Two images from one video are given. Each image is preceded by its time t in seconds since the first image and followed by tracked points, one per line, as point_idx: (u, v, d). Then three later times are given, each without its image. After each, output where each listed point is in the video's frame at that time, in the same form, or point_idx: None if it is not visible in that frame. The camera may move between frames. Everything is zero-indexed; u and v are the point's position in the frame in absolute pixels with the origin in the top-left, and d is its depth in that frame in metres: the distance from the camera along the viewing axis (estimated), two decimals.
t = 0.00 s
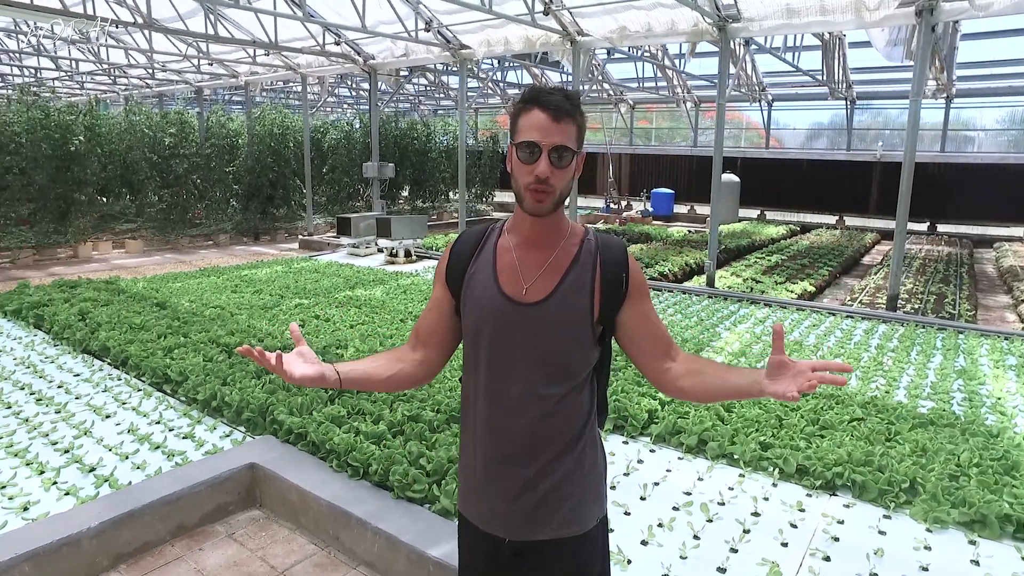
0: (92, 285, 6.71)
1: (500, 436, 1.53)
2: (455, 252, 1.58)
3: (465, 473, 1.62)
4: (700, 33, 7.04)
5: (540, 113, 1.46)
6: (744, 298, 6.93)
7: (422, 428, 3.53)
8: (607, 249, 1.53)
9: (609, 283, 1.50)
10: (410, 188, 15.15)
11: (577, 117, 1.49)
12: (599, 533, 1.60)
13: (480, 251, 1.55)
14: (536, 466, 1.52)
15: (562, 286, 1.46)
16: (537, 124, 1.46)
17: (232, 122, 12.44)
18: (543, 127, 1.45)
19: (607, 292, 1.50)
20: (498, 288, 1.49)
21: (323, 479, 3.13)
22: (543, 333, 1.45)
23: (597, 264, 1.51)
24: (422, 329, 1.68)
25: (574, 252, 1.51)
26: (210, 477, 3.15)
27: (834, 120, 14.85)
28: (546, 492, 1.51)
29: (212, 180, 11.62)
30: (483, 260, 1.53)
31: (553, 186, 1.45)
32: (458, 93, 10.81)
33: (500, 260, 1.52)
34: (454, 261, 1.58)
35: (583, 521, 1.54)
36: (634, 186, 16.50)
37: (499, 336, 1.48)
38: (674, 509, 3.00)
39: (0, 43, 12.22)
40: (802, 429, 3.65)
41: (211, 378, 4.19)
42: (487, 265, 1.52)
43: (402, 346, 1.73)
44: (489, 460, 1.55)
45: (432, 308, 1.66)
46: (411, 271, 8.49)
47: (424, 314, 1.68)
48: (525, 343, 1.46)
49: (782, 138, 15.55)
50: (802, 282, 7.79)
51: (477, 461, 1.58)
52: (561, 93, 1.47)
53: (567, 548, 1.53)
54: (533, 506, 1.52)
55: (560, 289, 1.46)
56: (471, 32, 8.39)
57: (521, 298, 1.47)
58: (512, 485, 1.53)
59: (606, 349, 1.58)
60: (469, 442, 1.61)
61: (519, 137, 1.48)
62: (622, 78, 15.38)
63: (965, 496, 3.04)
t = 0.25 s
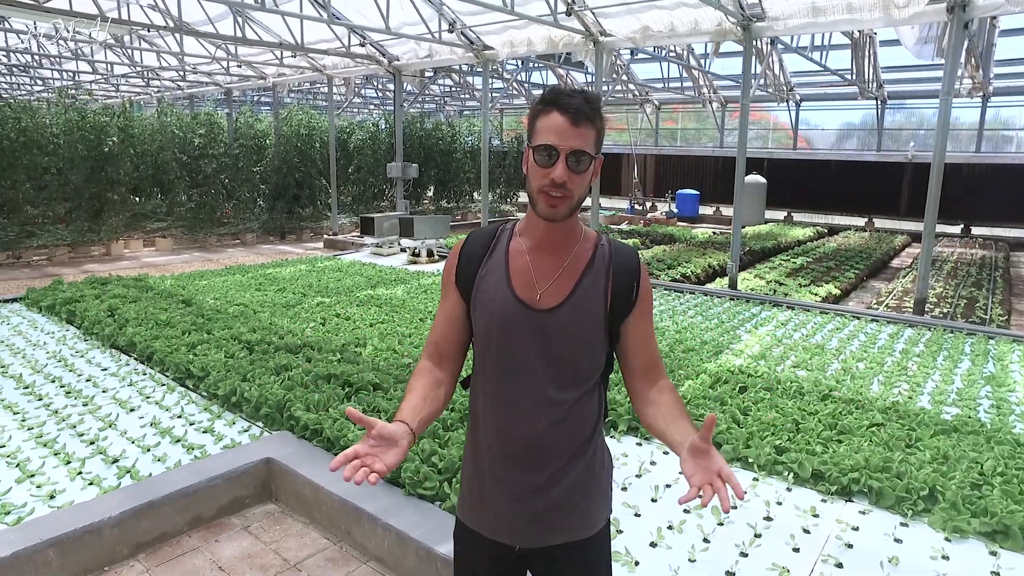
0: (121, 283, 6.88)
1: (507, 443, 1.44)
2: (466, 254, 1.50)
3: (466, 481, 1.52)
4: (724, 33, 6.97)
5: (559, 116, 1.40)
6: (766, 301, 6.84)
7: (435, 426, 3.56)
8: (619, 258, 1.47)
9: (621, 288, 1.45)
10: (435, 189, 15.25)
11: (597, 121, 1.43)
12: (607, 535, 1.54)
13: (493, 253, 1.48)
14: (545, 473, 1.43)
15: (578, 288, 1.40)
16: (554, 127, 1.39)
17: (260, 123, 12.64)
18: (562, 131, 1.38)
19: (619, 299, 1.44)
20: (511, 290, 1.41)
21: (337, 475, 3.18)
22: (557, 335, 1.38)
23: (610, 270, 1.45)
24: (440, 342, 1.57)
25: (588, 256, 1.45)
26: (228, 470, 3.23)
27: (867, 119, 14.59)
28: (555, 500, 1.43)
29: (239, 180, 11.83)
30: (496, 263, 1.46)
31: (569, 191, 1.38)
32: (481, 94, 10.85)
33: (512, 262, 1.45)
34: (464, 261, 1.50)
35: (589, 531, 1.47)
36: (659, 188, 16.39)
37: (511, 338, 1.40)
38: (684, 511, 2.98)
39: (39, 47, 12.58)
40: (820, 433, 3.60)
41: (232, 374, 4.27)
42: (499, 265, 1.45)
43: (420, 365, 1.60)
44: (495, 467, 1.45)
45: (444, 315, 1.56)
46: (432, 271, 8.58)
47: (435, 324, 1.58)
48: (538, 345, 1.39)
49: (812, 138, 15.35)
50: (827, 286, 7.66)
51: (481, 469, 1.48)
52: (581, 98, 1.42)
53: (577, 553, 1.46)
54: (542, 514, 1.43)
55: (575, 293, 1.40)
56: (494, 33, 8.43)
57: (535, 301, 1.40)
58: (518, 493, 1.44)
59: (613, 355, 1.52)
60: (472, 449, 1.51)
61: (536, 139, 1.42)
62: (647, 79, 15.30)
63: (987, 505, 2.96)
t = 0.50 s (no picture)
0: (145, 280, 7.03)
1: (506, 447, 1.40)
2: (458, 255, 1.39)
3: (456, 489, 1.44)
4: (743, 32, 6.93)
5: (558, 115, 1.33)
6: (784, 303, 6.77)
7: (445, 424, 3.59)
8: (611, 259, 1.43)
9: (615, 286, 1.42)
10: (455, 190, 15.33)
11: (597, 122, 1.37)
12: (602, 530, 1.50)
13: (488, 253, 1.39)
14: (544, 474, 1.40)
15: (576, 289, 1.36)
16: (554, 127, 1.33)
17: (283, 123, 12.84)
18: (562, 131, 1.32)
19: (612, 299, 1.41)
20: (509, 291, 1.35)
21: (346, 470, 3.22)
22: (557, 337, 1.35)
23: (604, 271, 1.41)
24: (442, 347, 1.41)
25: (582, 256, 1.41)
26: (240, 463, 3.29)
27: (892, 119, 14.32)
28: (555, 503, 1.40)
29: (262, 179, 12.03)
30: (491, 264, 1.37)
31: (566, 195, 1.33)
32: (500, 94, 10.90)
33: (508, 264, 1.37)
34: (453, 259, 1.40)
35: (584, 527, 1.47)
36: (680, 189, 16.30)
37: (510, 338, 1.35)
38: (690, 512, 2.98)
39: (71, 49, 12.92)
40: (831, 436, 3.57)
41: (248, 370, 4.35)
42: (494, 264, 1.37)
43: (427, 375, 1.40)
44: (491, 474, 1.39)
45: (438, 320, 1.41)
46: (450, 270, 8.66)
47: (432, 329, 1.41)
48: (536, 348, 1.35)
49: (839, 140, 15.10)
50: (847, 288, 7.56)
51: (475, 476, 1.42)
52: (580, 97, 1.36)
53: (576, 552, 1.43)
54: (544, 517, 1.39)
55: (573, 293, 1.36)
56: (512, 34, 8.47)
57: (533, 304, 1.35)
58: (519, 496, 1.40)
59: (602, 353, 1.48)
60: (461, 457, 1.44)
61: (534, 138, 1.35)
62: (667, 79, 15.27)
63: (1001, 511, 2.90)
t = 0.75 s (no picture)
0: (169, 276, 7.19)
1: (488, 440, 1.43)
2: (430, 256, 1.40)
3: (439, 489, 1.46)
4: (764, 32, 6.89)
5: (525, 108, 1.37)
6: (803, 305, 6.70)
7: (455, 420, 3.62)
8: (580, 248, 1.47)
9: (587, 276, 1.45)
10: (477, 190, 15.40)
11: (561, 114, 1.41)
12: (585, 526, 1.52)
13: (459, 253, 1.39)
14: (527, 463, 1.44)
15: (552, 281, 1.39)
16: (520, 121, 1.36)
17: (307, 123, 13.01)
18: (529, 125, 1.35)
19: (584, 286, 1.45)
20: (484, 287, 1.36)
21: (356, 464, 3.27)
22: (536, 329, 1.36)
23: (576, 260, 1.44)
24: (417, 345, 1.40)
25: (554, 249, 1.43)
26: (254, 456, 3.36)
27: (925, 119, 13.99)
28: (541, 489, 1.44)
29: (286, 179, 12.20)
30: (464, 263, 1.38)
31: (536, 186, 1.35)
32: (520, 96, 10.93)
33: (481, 262, 1.38)
34: (423, 261, 1.40)
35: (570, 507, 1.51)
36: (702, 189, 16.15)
37: (486, 334, 1.36)
38: (696, 512, 2.97)
39: (104, 52, 13.24)
40: (843, 439, 3.53)
41: (265, 365, 4.43)
42: (467, 263, 1.38)
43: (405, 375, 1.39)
44: (472, 467, 1.42)
45: (411, 320, 1.40)
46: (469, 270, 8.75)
47: (404, 331, 1.40)
48: (515, 341, 1.37)
49: (868, 141, 14.78)
50: (869, 290, 7.45)
51: (458, 472, 1.44)
52: (544, 91, 1.39)
53: (557, 542, 1.47)
54: (531, 504, 1.43)
55: (550, 286, 1.38)
56: (532, 34, 8.50)
57: (509, 299, 1.36)
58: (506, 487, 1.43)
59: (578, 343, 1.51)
60: (442, 453, 1.46)
61: (502, 130, 1.38)
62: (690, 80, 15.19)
63: (1016, 518, 2.84)
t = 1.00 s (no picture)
0: (196, 274, 7.34)
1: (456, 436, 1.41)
2: (391, 255, 1.37)
3: (407, 485, 1.44)
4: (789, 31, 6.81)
5: (480, 103, 1.34)
6: (827, 308, 6.60)
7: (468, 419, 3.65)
8: (542, 243, 1.45)
9: (548, 269, 1.43)
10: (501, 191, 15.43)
11: (516, 109, 1.38)
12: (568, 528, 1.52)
13: (420, 250, 1.37)
14: (495, 459, 1.42)
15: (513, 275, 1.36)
16: (476, 117, 1.33)
17: (333, 124, 13.18)
18: (485, 120, 1.33)
19: (546, 280, 1.43)
20: (445, 282, 1.33)
21: (369, 460, 3.32)
22: (499, 323, 1.34)
23: (537, 254, 1.42)
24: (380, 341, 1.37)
25: (514, 243, 1.41)
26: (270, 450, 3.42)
27: (959, 120, 13.71)
28: (510, 483, 1.42)
29: (311, 179, 12.38)
30: (425, 260, 1.35)
31: (495, 181, 1.33)
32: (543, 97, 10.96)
33: (441, 258, 1.36)
34: (385, 258, 1.37)
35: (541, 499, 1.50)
36: (728, 190, 16.19)
37: (448, 330, 1.33)
38: (707, 515, 2.95)
39: (138, 55, 13.56)
40: (861, 444, 3.48)
41: (284, 362, 4.50)
42: (428, 259, 1.35)
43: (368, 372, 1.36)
44: (437, 466, 1.41)
45: (374, 318, 1.37)
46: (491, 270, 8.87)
47: (367, 328, 1.37)
48: (478, 336, 1.35)
49: (902, 141, 14.48)
50: (896, 293, 7.32)
51: (426, 468, 1.42)
52: (499, 87, 1.36)
53: (533, 539, 1.47)
54: (499, 499, 1.42)
55: (512, 279, 1.36)
56: (555, 35, 8.51)
57: (471, 294, 1.34)
58: (476, 482, 1.41)
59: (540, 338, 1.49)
60: (407, 452, 1.44)
61: (457, 126, 1.35)
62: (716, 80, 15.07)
63: None
